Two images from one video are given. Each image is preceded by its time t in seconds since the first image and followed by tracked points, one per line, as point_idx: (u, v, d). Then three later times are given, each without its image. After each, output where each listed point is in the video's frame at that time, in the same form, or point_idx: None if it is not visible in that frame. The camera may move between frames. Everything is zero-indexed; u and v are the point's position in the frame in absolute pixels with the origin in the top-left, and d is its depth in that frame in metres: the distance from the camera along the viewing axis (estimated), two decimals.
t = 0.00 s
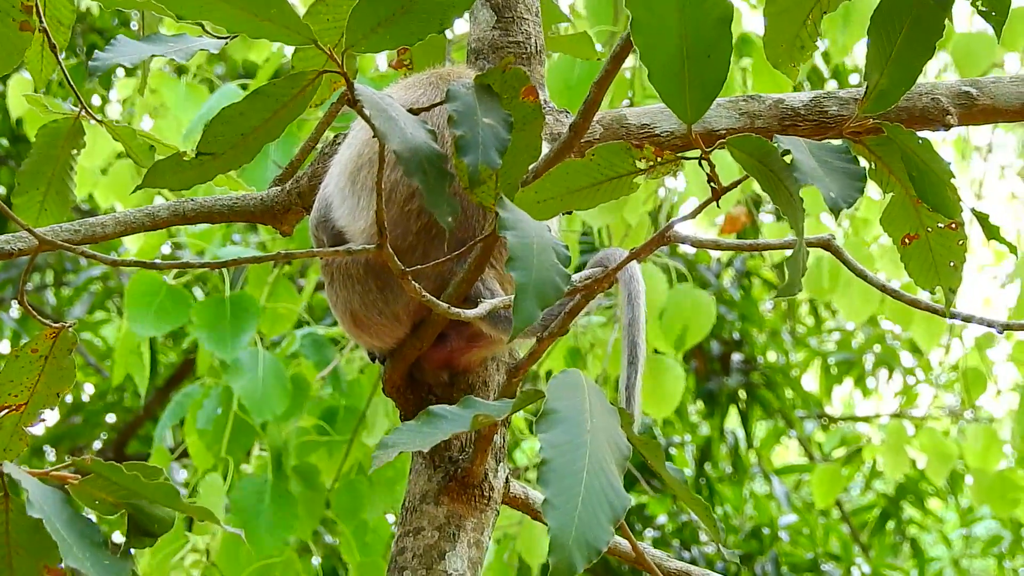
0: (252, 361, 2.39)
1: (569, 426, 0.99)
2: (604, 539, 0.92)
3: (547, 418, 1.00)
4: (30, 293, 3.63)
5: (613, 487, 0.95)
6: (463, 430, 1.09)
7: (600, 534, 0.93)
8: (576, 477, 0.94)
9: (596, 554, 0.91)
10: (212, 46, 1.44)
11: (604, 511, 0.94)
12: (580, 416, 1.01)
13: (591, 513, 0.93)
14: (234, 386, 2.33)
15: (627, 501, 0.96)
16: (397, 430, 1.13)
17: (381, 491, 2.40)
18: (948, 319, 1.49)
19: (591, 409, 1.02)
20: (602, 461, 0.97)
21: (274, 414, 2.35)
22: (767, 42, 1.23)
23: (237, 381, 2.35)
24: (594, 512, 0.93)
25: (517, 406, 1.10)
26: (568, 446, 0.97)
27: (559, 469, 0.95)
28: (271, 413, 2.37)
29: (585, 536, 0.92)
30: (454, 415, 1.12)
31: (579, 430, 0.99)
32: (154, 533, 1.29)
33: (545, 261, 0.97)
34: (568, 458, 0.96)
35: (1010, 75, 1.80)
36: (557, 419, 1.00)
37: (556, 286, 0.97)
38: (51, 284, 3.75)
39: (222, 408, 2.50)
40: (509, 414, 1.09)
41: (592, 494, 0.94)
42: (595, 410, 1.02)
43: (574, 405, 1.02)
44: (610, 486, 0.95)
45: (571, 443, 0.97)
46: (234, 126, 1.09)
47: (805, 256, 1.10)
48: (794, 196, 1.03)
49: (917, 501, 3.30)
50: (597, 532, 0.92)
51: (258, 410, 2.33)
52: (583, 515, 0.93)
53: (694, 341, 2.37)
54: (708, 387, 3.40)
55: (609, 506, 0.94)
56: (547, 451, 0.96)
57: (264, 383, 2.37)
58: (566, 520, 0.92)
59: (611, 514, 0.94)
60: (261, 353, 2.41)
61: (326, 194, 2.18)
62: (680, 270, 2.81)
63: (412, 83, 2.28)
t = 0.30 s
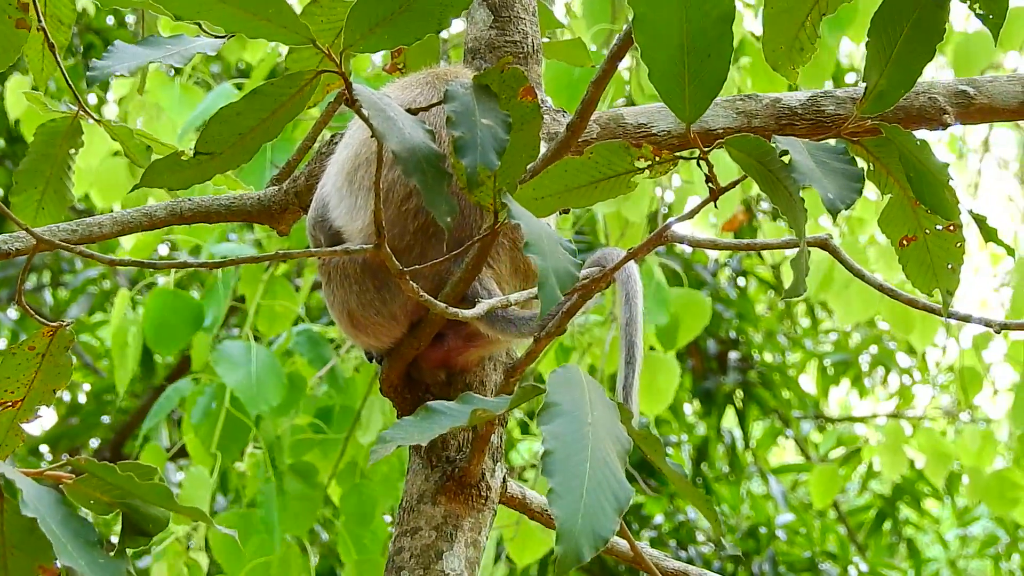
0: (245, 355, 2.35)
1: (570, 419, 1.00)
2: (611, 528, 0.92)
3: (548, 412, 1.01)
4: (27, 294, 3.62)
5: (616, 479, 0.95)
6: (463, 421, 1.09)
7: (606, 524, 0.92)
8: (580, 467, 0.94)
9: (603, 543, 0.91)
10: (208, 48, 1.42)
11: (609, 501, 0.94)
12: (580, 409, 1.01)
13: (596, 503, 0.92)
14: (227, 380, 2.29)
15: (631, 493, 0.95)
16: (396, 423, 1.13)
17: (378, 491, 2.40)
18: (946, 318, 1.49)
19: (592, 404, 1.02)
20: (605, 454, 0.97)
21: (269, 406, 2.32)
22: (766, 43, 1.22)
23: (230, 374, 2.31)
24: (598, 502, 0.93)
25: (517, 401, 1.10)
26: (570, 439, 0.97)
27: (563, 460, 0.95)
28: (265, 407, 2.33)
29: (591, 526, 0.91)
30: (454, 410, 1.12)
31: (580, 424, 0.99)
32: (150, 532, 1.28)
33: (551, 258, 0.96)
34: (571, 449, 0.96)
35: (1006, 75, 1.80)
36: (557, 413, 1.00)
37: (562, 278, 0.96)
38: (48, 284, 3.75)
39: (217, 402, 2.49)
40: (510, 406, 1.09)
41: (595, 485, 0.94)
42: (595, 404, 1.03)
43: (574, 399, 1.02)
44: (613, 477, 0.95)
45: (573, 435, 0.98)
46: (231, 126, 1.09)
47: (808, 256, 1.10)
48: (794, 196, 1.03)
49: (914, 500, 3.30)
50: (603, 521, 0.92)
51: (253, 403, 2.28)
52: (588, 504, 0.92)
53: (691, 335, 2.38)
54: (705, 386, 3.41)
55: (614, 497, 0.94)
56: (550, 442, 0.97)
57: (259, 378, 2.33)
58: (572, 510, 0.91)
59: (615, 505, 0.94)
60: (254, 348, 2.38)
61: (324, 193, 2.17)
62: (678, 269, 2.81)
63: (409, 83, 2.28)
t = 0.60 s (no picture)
0: (241, 359, 2.34)
1: (575, 422, 0.99)
2: (619, 530, 0.92)
3: (553, 415, 1.01)
4: (25, 297, 3.62)
5: (622, 480, 0.95)
6: (465, 426, 1.09)
7: (614, 526, 0.92)
8: (588, 470, 0.94)
9: (612, 545, 0.91)
10: (208, 55, 1.41)
11: (617, 504, 0.94)
12: (585, 412, 1.01)
13: (604, 506, 0.93)
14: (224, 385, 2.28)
15: (637, 495, 0.95)
16: (399, 428, 1.13)
17: (377, 495, 2.40)
18: (946, 322, 1.49)
19: (595, 407, 1.02)
20: (610, 456, 0.97)
21: (266, 412, 2.32)
22: (766, 49, 1.22)
23: (227, 379, 2.29)
24: (606, 504, 0.93)
25: (518, 405, 1.11)
26: (576, 441, 0.97)
27: (571, 462, 0.95)
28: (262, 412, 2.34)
29: (600, 529, 0.91)
30: (456, 413, 1.13)
31: (585, 426, 0.99)
32: (151, 531, 1.29)
33: (547, 260, 0.97)
34: (578, 451, 0.96)
35: (1005, 77, 1.80)
36: (562, 416, 1.00)
37: (560, 283, 0.97)
38: (46, 288, 3.75)
39: (213, 411, 2.46)
40: (511, 411, 1.10)
41: (604, 488, 0.94)
42: (599, 407, 1.03)
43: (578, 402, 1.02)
44: (620, 479, 0.96)
45: (580, 437, 0.98)
46: (230, 130, 1.09)
47: (807, 262, 1.10)
48: (793, 201, 1.04)
49: (913, 504, 3.29)
50: (611, 524, 0.92)
51: (250, 408, 2.29)
52: (597, 507, 0.92)
53: (690, 340, 2.36)
54: (704, 390, 3.41)
55: (621, 499, 0.94)
56: (558, 444, 0.96)
57: (256, 381, 2.33)
58: (582, 512, 0.91)
59: (623, 507, 0.94)
60: (249, 352, 2.37)
61: (322, 197, 2.17)
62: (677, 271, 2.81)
63: (408, 86, 2.28)
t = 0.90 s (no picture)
0: (235, 366, 2.34)
1: (571, 428, 0.99)
2: (614, 537, 0.92)
3: (548, 421, 1.01)
4: (21, 302, 3.61)
5: (616, 487, 0.95)
6: (460, 433, 1.09)
7: (608, 533, 0.92)
8: (583, 476, 0.95)
9: (606, 552, 0.91)
10: (204, 55, 1.40)
11: (611, 511, 0.94)
12: (580, 418, 1.01)
13: (599, 512, 0.93)
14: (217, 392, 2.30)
15: (632, 502, 0.96)
16: (394, 433, 1.13)
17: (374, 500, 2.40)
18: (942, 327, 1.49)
19: (590, 412, 1.03)
20: (604, 463, 0.97)
21: (258, 417, 2.31)
22: (762, 57, 1.23)
23: (220, 386, 2.31)
24: (600, 511, 0.93)
25: (513, 411, 1.11)
26: (572, 447, 0.97)
27: (566, 469, 0.95)
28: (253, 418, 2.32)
29: (594, 536, 0.92)
30: (451, 420, 1.13)
31: (581, 432, 0.99)
32: (148, 533, 1.28)
33: (545, 270, 0.98)
34: (573, 458, 0.96)
35: (1001, 83, 1.80)
36: (557, 422, 1.00)
37: (553, 293, 0.97)
38: (43, 293, 3.74)
39: (207, 412, 2.49)
40: (506, 417, 1.10)
41: (598, 495, 0.94)
42: (594, 413, 1.03)
43: (574, 407, 1.02)
44: (614, 486, 0.96)
45: (574, 443, 0.98)
46: (226, 137, 1.09)
47: (803, 268, 1.11)
48: (788, 207, 1.05)
49: (911, 510, 3.30)
50: (606, 531, 0.92)
51: (241, 415, 2.28)
52: (591, 514, 0.92)
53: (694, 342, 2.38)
54: (700, 394, 3.41)
55: (615, 506, 0.94)
56: (553, 451, 0.97)
57: (250, 389, 2.32)
58: (576, 520, 0.92)
59: (617, 514, 0.94)
60: (244, 358, 2.37)
61: (319, 203, 2.18)
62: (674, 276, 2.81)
63: (404, 91, 2.28)
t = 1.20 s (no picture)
0: (240, 368, 2.34)
1: (570, 425, 1.00)
2: (613, 532, 0.92)
3: (547, 418, 1.01)
4: (20, 301, 3.61)
5: (616, 482, 0.95)
6: (458, 431, 1.09)
7: (608, 528, 0.92)
8: (582, 471, 0.95)
9: (606, 546, 0.91)
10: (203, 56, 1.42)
11: (611, 505, 0.94)
12: (579, 415, 1.01)
13: (598, 507, 0.93)
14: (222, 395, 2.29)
15: (632, 498, 0.96)
16: (392, 433, 1.14)
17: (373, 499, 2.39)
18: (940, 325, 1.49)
19: (589, 409, 1.03)
20: (604, 459, 0.97)
21: (263, 421, 2.33)
22: (762, 58, 1.23)
23: (225, 388, 2.30)
24: (600, 506, 0.93)
25: (512, 409, 1.11)
26: (570, 443, 0.97)
27: (565, 465, 0.95)
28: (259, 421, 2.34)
29: (595, 530, 0.91)
30: (449, 419, 1.13)
31: (579, 429, 1.00)
32: (146, 537, 1.28)
33: (542, 267, 0.98)
34: (572, 453, 0.96)
35: (1000, 82, 1.80)
36: (557, 419, 1.01)
37: (548, 296, 0.97)
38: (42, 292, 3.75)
39: (213, 415, 2.48)
40: (505, 415, 1.10)
41: (598, 489, 0.94)
42: (592, 410, 1.03)
43: (573, 405, 1.03)
44: (613, 481, 0.96)
45: (574, 439, 0.98)
46: (224, 139, 1.09)
47: (807, 267, 1.11)
48: (788, 207, 1.05)
49: (909, 509, 3.30)
50: (605, 526, 0.92)
51: (247, 418, 2.29)
52: (591, 509, 0.92)
53: (693, 344, 2.37)
54: (698, 393, 3.41)
55: (615, 501, 0.94)
56: (552, 447, 0.97)
57: (254, 390, 2.33)
58: (576, 514, 0.91)
59: (617, 509, 0.94)
60: (248, 361, 2.37)
61: (317, 202, 2.18)
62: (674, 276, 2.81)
63: (402, 91, 2.29)
